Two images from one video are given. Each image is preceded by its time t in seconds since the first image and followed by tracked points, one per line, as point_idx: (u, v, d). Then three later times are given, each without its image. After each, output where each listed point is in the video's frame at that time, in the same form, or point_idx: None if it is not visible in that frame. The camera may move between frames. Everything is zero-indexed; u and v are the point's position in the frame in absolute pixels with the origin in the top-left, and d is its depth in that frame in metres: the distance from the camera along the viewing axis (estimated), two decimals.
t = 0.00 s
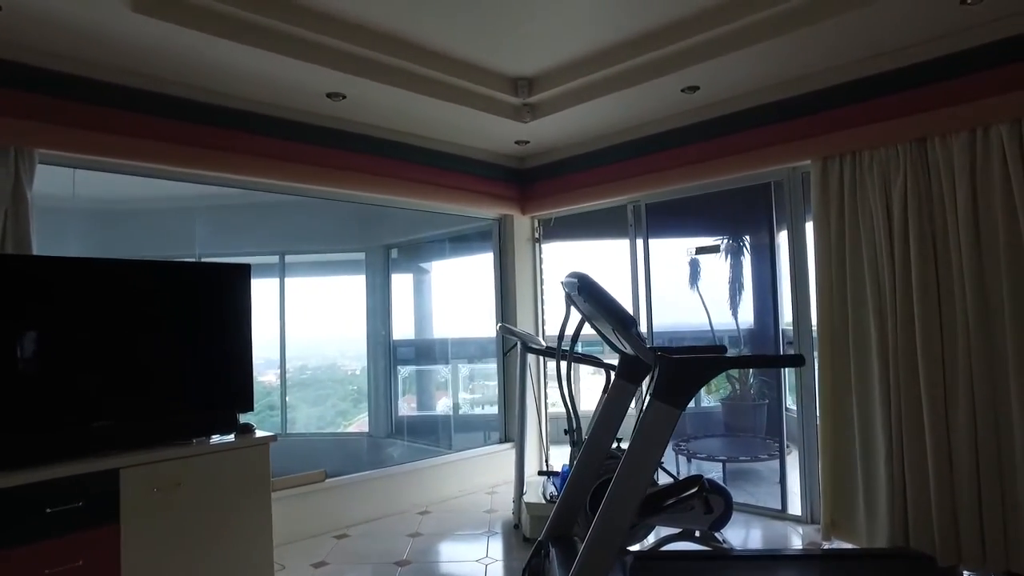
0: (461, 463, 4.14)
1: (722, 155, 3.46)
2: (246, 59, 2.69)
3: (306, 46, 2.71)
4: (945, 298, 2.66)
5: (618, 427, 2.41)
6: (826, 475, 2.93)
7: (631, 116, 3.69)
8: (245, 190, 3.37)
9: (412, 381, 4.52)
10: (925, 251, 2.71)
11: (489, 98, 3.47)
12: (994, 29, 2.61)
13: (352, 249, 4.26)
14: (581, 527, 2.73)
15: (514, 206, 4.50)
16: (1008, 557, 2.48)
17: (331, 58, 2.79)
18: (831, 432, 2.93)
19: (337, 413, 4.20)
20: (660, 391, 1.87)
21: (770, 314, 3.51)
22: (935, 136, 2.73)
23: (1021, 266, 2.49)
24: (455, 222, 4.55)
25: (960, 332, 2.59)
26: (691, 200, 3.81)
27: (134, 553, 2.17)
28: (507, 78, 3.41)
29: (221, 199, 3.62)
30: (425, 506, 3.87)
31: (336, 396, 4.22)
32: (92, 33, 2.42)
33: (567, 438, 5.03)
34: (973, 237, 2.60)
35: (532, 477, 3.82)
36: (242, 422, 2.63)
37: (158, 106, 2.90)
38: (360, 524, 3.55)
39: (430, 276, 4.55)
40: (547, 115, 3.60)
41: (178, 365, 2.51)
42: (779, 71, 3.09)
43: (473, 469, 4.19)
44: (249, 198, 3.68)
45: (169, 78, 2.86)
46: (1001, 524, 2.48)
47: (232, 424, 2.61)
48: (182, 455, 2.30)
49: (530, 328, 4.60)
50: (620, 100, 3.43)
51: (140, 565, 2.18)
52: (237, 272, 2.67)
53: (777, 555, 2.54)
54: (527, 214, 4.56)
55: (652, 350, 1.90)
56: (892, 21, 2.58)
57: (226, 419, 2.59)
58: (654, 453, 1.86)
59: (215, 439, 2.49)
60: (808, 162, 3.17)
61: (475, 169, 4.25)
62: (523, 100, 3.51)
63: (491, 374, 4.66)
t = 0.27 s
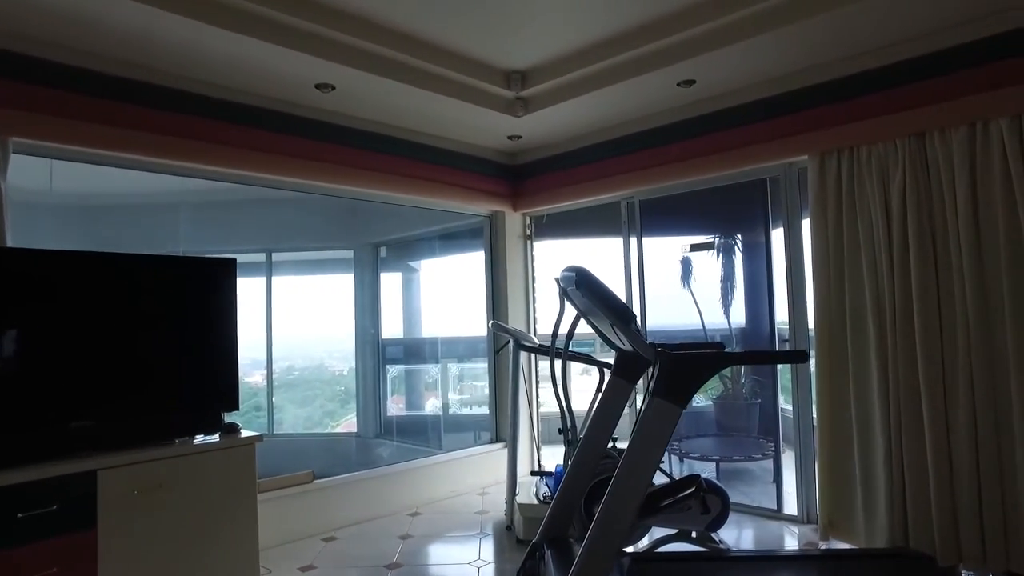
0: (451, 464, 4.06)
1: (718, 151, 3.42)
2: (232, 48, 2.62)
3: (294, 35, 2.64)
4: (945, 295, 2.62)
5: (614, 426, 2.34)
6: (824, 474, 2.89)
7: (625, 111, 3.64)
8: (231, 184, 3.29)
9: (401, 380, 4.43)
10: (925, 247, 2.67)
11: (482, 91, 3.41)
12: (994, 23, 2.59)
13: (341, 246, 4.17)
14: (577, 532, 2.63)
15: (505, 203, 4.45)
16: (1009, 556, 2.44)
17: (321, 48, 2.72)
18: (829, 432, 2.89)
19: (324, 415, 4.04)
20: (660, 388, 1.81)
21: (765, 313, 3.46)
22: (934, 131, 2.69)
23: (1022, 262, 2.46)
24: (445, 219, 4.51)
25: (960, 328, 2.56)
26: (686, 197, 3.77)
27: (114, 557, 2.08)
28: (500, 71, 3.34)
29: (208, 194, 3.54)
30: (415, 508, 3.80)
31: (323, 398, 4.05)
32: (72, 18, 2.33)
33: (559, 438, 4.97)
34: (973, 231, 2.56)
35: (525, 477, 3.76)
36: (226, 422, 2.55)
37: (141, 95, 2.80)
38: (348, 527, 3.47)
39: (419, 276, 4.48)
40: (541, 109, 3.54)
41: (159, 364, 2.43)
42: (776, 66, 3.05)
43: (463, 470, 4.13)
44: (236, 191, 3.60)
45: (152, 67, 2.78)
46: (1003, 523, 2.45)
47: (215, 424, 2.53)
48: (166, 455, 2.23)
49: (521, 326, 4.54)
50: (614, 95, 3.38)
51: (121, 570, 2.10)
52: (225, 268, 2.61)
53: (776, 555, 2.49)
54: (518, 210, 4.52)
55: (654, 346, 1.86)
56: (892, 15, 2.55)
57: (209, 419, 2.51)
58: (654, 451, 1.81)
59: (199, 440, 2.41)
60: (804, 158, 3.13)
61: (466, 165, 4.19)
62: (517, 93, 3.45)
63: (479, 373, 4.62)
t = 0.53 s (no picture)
0: (443, 466, 3.99)
1: (714, 148, 3.38)
2: (219, 36, 2.54)
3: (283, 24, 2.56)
4: (947, 294, 2.58)
5: (611, 429, 2.30)
6: (823, 476, 2.84)
7: (621, 107, 3.58)
8: (217, 179, 3.21)
9: (390, 380, 4.35)
10: (926, 245, 2.63)
11: (475, 85, 3.34)
12: (996, 17, 2.55)
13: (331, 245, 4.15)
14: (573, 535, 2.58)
15: (499, 201, 4.39)
16: (1013, 559, 2.40)
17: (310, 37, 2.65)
18: (828, 433, 2.85)
19: (313, 416, 4.08)
20: (663, 390, 1.76)
21: (763, 312, 3.42)
22: (935, 126, 2.65)
23: None
24: (439, 217, 4.40)
25: (962, 326, 2.51)
26: (682, 195, 3.72)
27: (91, 564, 2.00)
28: (494, 64, 3.28)
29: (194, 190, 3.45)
30: (406, 511, 3.72)
31: (312, 397, 4.07)
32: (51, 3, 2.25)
33: (552, 440, 4.91)
34: (976, 226, 2.52)
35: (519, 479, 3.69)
36: (212, 424, 2.48)
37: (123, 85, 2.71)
38: (337, 532, 3.38)
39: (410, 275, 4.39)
40: (535, 104, 3.48)
41: (141, 363, 2.35)
42: (775, 60, 3.00)
43: (455, 473, 4.05)
44: (223, 188, 3.52)
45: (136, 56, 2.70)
46: (1006, 526, 2.40)
47: (200, 425, 2.45)
48: (144, 459, 2.14)
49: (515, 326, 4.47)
50: (610, 90, 3.33)
51: None
52: (213, 265, 2.55)
53: (776, 560, 2.43)
54: (512, 208, 4.45)
55: (654, 343, 1.80)
56: (894, 7, 2.50)
57: (193, 421, 2.43)
58: (656, 453, 1.75)
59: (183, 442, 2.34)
60: (803, 155, 3.09)
61: (458, 162, 4.12)
62: (511, 88, 3.39)
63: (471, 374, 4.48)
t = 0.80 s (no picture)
0: (435, 469, 3.90)
1: (714, 144, 3.31)
2: (204, 24, 2.44)
3: (271, 12, 2.47)
4: (954, 294, 2.52)
5: (611, 432, 2.22)
6: (826, 479, 2.78)
7: (618, 102, 3.51)
8: (204, 174, 3.11)
9: (381, 380, 4.28)
10: (932, 244, 2.57)
11: (470, 79, 3.26)
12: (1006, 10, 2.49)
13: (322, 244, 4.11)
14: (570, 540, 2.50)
15: (493, 198, 4.31)
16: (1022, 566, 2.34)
17: (299, 27, 2.55)
18: (831, 436, 2.79)
19: (302, 417, 4.06)
20: (669, 393, 1.69)
21: (762, 312, 3.36)
22: (941, 122, 2.59)
23: None
24: (431, 214, 4.28)
25: (969, 326, 2.46)
26: (680, 192, 3.65)
27: None
28: (489, 58, 3.19)
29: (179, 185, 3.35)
30: (397, 516, 3.63)
31: (303, 398, 4.07)
32: None
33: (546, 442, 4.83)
34: (983, 221, 2.46)
35: (513, 483, 3.61)
36: (196, 428, 2.38)
37: (105, 75, 2.61)
38: (326, 538, 3.29)
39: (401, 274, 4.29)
40: (531, 99, 3.40)
41: (120, 364, 2.25)
42: (777, 55, 2.94)
43: (448, 476, 3.96)
44: (210, 184, 3.42)
45: (118, 45, 2.59)
46: (1015, 532, 2.34)
47: (184, 428, 2.36)
48: (119, 466, 2.04)
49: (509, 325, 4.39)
50: (607, 85, 3.25)
51: None
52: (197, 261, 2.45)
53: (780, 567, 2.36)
54: (505, 206, 4.38)
55: (660, 344, 1.72)
56: None
57: (176, 424, 2.33)
58: (660, 458, 1.68)
59: (165, 446, 2.24)
60: (805, 152, 3.02)
61: (452, 159, 4.04)
62: (506, 82, 3.30)
63: (463, 373, 4.37)
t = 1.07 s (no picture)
0: (430, 472, 3.81)
1: (716, 139, 3.24)
2: (191, 10, 2.35)
3: None
4: (964, 292, 2.45)
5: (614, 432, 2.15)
6: (832, 481, 2.72)
7: (618, 96, 3.43)
8: (191, 167, 3.01)
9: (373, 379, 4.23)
10: (941, 240, 2.50)
11: (467, 71, 3.17)
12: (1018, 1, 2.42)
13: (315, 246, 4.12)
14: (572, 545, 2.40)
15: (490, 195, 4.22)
16: None
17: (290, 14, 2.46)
18: (838, 438, 2.72)
19: (293, 418, 4.01)
20: (679, 394, 1.61)
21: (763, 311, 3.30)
22: (951, 116, 2.52)
23: None
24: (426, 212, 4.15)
25: (981, 325, 2.39)
26: (680, 189, 3.57)
27: None
28: (487, 49, 3.11)
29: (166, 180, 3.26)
30: (391, 520, 3.54)
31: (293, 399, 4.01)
32: None
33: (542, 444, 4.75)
34: (994, 218, 2.40)
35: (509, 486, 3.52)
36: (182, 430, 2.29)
37: (87, 62, 2.51)
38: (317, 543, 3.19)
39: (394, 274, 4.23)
40: (529, 92, 3.32)
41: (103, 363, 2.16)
42: (782, 47, 2.87)
43: (443, 479, 3.87)
44: (198, 180, 3.32)
45: (101, 32, 2.49)
46: None
47: (170, 430, 2.26)
48: (101, 471, 1.94)
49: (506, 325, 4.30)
50: (607, 78, 3.17)
51: None
52: (186, 258, 2.36)
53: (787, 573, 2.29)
54: (502, 202, 4.27)
55: (669, 343, 1.62)
56: None
57: (161, 426, 2.24)
58: (672, 461, 1.60)
59: (150, 449, 2.15)
60: (810, 147, 2.96)
61: (447, 154, 3.96)
62: (504, 74, 3.22)
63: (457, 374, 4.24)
